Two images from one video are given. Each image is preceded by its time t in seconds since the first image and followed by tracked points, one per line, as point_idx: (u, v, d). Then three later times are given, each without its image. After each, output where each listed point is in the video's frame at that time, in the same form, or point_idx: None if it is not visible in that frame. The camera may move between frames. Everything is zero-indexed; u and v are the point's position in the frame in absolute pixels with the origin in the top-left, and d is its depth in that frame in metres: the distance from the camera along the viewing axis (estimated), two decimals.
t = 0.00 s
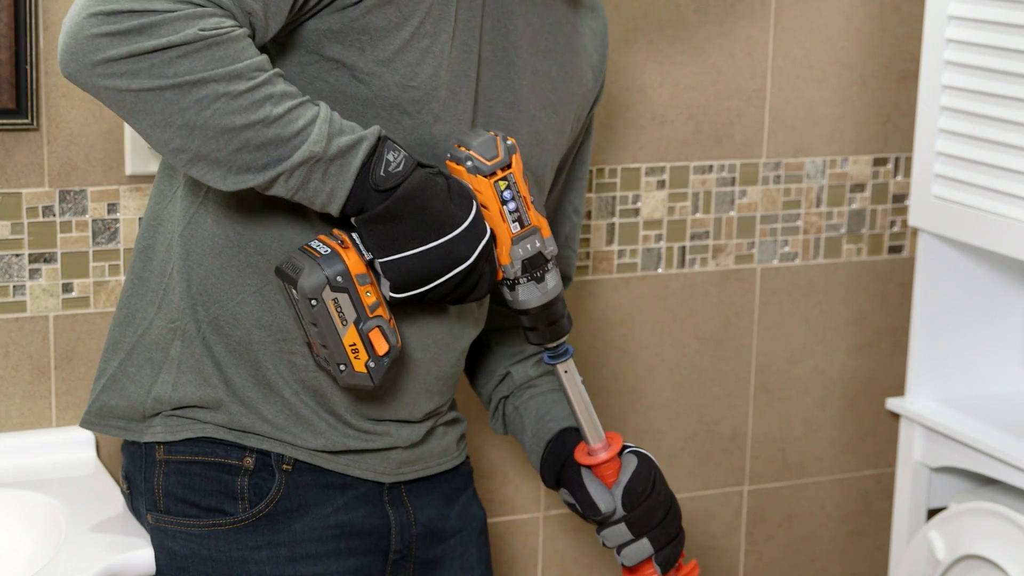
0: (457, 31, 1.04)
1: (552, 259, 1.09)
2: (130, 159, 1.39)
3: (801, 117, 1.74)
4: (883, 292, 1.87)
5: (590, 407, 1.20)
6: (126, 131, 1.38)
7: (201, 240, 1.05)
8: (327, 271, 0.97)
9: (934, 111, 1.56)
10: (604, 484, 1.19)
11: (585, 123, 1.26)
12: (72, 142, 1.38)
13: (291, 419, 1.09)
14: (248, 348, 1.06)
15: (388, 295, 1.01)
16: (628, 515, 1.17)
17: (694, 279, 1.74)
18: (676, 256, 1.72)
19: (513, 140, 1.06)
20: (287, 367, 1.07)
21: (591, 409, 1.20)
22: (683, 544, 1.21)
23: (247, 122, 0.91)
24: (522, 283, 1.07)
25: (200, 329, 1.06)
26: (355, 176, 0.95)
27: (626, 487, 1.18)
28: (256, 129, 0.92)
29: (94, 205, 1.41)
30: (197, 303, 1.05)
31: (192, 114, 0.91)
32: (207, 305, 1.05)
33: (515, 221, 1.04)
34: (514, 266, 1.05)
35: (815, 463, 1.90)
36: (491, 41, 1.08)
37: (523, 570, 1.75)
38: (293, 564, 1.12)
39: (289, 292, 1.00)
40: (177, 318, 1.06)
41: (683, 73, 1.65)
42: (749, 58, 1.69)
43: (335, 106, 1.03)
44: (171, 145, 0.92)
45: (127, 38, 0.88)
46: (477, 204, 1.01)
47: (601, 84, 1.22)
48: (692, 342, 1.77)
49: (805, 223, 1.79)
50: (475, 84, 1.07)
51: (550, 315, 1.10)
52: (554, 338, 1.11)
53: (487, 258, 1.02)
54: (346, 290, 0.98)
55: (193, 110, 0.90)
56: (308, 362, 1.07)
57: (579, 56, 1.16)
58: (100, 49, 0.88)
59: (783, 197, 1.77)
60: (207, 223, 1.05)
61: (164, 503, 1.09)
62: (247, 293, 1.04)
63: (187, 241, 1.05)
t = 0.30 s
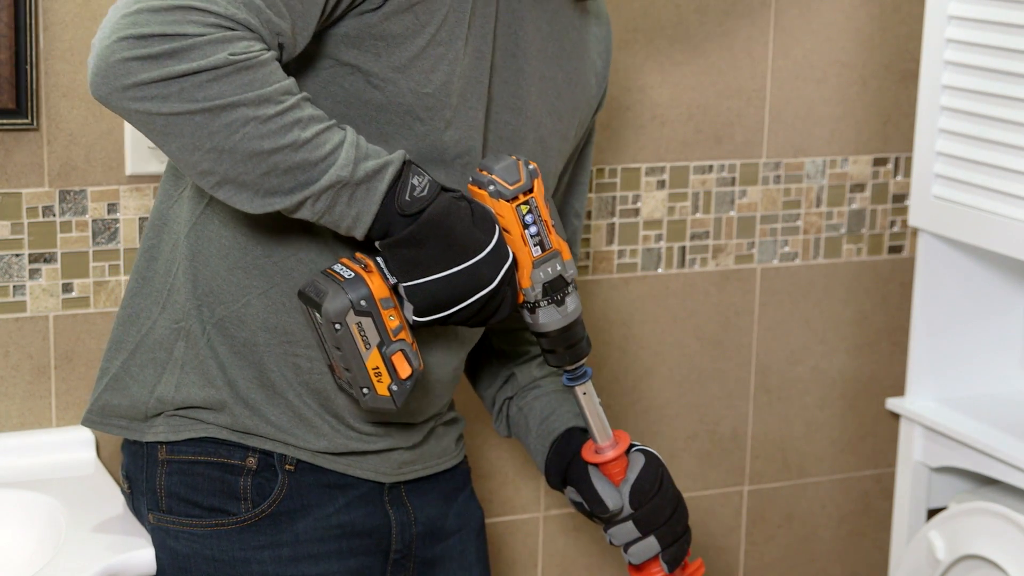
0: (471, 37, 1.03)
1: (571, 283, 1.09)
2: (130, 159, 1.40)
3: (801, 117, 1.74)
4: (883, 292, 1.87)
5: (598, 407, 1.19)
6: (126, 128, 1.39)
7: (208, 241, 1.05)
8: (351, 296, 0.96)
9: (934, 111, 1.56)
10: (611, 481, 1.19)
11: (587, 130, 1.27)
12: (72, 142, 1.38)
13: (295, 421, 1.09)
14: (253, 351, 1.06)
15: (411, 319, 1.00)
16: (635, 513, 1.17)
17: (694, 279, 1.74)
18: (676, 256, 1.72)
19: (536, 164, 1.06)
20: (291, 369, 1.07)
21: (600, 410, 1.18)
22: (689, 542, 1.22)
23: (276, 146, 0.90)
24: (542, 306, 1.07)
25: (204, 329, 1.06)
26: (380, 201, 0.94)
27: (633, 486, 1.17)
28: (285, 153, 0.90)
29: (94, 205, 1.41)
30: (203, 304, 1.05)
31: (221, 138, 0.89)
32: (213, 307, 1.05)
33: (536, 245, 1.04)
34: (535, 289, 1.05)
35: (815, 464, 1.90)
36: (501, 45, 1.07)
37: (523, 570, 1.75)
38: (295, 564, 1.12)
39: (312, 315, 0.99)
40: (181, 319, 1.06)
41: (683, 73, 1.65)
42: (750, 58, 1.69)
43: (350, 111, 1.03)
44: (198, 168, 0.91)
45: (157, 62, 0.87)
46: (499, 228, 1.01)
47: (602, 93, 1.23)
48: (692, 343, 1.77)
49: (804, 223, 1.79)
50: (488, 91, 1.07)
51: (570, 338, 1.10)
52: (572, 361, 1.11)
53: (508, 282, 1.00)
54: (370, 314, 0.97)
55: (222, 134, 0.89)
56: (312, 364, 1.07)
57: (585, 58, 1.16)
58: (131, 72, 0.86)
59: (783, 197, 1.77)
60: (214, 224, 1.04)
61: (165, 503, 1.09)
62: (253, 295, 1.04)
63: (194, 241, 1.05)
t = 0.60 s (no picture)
0: (478, 40, 1.03)
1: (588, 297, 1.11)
2: (131, 158, 1.40)
3: (801, 117, 1.74)
4: (883, 292, 1.87)
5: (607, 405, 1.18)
6: (127, 126, 1.39)
7: (209, 242, 1.04)
8: (380, 313, 0.96)
9: (934, 111, 1.56)
10: (619, 475, 1.18)
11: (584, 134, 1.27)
12: (72, 141, 1.38)
13: (296, 423, 1.08)
14: (255, 353, 1.06)
15: (437, 335, 1.00)
16: (642, 507, 1.17)
17: (694, 279, 1.74)
18: (677, 256, 1.72)
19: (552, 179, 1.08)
20: (292, 371, 1.06)
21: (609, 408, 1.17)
22: (696, 536, 1.21)
23: (306, 168, 0.90)
24: (561, 320, 1.08)
25: (205, 331, 1.05)
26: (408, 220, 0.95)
27: (641, 479, 1.17)
28: (315, 174, 0.90)
29: (94, 205, 1.40)
30: (204, 306, 1.05)
31: (252, 160, 0.89)
32: (214, 309, 1.04)
33: (556, 260, 1.05)
34: (555, 304, 1.06)
35: (815, 464, 1.90)
36: (506, 46, 1.07)
37: (523, 570, 1.75)
38: (295, 564, 1.12)
39: (337, 333, 0.99)
40: (181, 321, 1.05)
41: (683, 73, 1.65)
42: (749, 58, 1.69)
43: (359, 113, 1.03)
44: (228, 190, 0.91)
45: (188, 86, 0.86)
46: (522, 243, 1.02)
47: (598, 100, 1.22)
48: (692, 343, 1.77)
49: (804, 223, 1.79)
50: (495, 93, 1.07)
51: (588, 352, 1.11)
52: (590, 376, 1.13)
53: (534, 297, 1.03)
54: (398, 331, 0.98)
55: (253, 157, 0.89)
56: (314, 366, 1.06)
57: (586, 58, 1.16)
58: (163, 97, 0.86)
59: (783, 197, 1.77)
60: (217, 225, 1.04)
61: (165, 503, 1.09)
62: (255, 297, 1.04)
63: (196, 243, 1.04)
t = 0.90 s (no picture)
0: (470, 30, 1.04)
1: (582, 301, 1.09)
2: (131, 158, 1.40)
3: (801, 117, 1.74)
4: (883, 292, 1.87)
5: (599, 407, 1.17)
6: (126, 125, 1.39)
7: (206, 242, 1.04)
8: (369, 316, 0.95)
9: (934, 111, 1.56)
10: (610, 476, 1.18)
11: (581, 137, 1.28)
12: (72, 142, 1.38)
13: (295, 421, 1.09)
14: (252, 352, 1.06)
15: (428, 340, 0.99)
16: (633, 508, 1.17)
17: (694, 279, 1.74)
18: (677, 256, 1.72)
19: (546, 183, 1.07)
20: (291, 370, 1.07)
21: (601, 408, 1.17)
22: (688, 537, 1.21)
23: (291, 172, 0.90)
24: (553, 324, 1.06)
25: (203, 330, 1.05)
26: (396, 226, 0.95)
27: (632, 480, 1.17)
28: (300, 178, 0.90)
29: (94, 205, 1.41)
30: (202, 306, 1.05)
31: (238, 163, 0.89)
32: (212, 308, 1.05)
33: (547, 264, 1.04)
34: (547, 308, 1.05)
35: (815, 464, 1.90)
36: (501, 41, 1.07)
37: (523, 570, 1.75)
38: (294, 564, 1.12)
39: (326, 338, 0.98)
40: (179, 321, 1.06)
41: (683, 73, 1.65)
42: (749, 58, 1.69)
43: (350, 108, 1.03)
44: (215, 192, 0.91)
45: (175, 85, 0.86)
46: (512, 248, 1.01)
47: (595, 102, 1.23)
48: (692, 342, 1.77)
49: (805, 223, 1.79)
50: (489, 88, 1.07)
51: (580, 356, 1.10)
52: (582, 379, 1.11)
53: (524, 302, 1.02)
54: (387, 335, 0.97)
55: (239, 159, 0.89)
56: (312, 364, 1.06)
57: (585, 58, 1.16)
58: (149, 96, 0.86)
59: (783, 197, 1.77)
60: (213, 225, 1.04)
61: (165, 503, 1.09)
62: (252, 295, 1.04)
63: (195, 242, 1.05)
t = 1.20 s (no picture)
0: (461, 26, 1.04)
1: (556, 231, 1.06)
2: (131, 158, 1.40)
3: (801, 117, 1.74)
4: (883, 292, 1.87)
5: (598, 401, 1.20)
6: (126, 121, 1.39)
7: (202, 238, 1.05)
8: (334, 240, 0.94)
9: (934, 111, 1.56)
10: (611, 478, 1.19)
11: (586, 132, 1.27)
12: (72, 142, 1.38)
13: (293, 418, 1.09)
14: (250, 347, 1.06)
15: (394, 264, 0.98)
16: (633, 512, 1.17)
17: (694, 279, 1.74)
18: (677, 256, 1.72)
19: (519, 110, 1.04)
20: (289, 366, 1.07)
21: (599, 404, 1.19)
22: (690, 541, 1.22)
23: (250, 87, 0.88)
24: (525, 253, 1.03)
25: (201, 326, 1.06)
26: (360, 146, 0.93)
27: (633, 483, 1.17)
28: (259, 94, 0.88)
29: (94, 205, 1.41)
30: (199, 301, 1.05)
31: (195, 78, 0.87)
32: (210, 303, 1.05)
33: (520, 191, 1.01)
34: (518, 236, 1.02)
35: (815, 464, 1.90)
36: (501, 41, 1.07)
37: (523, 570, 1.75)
38: (293, 565, 1.11)
39: (292, 261, 0.97)
40: (178, 317, 1.06)
41: (683, 73, 1.65)
42: (749, 58, 1.69)
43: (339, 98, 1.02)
44: (172, 110, 0.89)
45: None
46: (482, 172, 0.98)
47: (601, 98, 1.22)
48: (692, 342, 1.77)
49: (804, 223, 1.79)
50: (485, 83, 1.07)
51: (553, 287, 1.06)
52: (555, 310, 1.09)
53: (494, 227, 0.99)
54: (353, 259, 0.95)
55: (197, 74, 0.87)
56: (310, 362, 1.07)
57: (592, 58, 1.15)
58: (102, 8, 0.84)
59: (783, 197, 1.77)
60: (209, 221, 1.04)
61: (163, 503, 1.08)
62: (248, 290, 1.04)
63: (191, 238, 1.05)
